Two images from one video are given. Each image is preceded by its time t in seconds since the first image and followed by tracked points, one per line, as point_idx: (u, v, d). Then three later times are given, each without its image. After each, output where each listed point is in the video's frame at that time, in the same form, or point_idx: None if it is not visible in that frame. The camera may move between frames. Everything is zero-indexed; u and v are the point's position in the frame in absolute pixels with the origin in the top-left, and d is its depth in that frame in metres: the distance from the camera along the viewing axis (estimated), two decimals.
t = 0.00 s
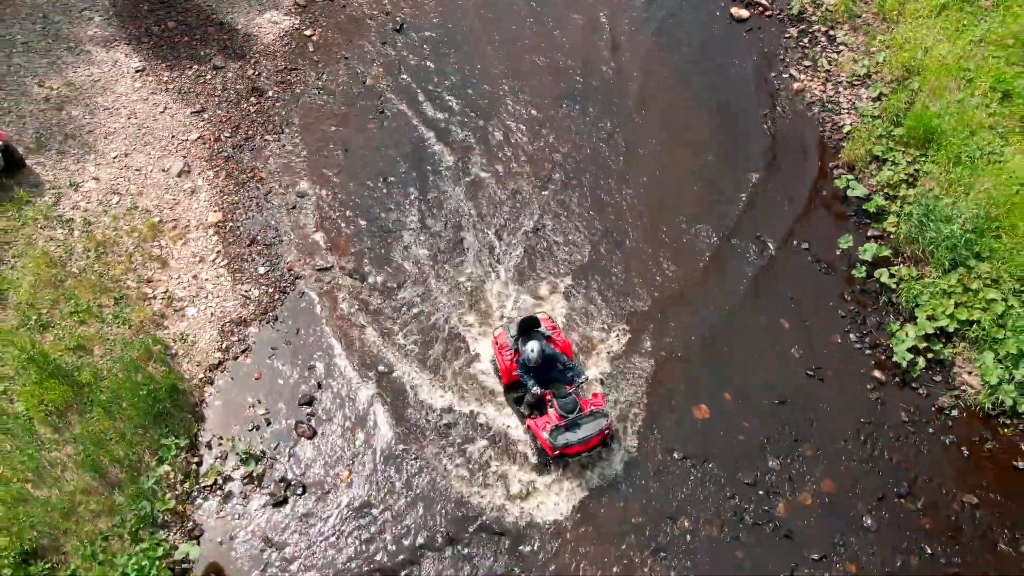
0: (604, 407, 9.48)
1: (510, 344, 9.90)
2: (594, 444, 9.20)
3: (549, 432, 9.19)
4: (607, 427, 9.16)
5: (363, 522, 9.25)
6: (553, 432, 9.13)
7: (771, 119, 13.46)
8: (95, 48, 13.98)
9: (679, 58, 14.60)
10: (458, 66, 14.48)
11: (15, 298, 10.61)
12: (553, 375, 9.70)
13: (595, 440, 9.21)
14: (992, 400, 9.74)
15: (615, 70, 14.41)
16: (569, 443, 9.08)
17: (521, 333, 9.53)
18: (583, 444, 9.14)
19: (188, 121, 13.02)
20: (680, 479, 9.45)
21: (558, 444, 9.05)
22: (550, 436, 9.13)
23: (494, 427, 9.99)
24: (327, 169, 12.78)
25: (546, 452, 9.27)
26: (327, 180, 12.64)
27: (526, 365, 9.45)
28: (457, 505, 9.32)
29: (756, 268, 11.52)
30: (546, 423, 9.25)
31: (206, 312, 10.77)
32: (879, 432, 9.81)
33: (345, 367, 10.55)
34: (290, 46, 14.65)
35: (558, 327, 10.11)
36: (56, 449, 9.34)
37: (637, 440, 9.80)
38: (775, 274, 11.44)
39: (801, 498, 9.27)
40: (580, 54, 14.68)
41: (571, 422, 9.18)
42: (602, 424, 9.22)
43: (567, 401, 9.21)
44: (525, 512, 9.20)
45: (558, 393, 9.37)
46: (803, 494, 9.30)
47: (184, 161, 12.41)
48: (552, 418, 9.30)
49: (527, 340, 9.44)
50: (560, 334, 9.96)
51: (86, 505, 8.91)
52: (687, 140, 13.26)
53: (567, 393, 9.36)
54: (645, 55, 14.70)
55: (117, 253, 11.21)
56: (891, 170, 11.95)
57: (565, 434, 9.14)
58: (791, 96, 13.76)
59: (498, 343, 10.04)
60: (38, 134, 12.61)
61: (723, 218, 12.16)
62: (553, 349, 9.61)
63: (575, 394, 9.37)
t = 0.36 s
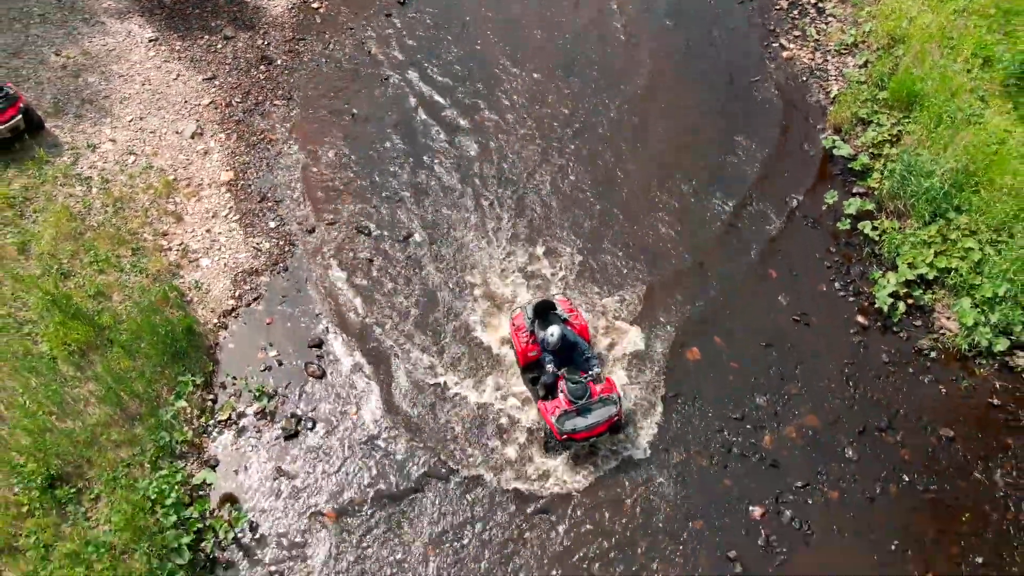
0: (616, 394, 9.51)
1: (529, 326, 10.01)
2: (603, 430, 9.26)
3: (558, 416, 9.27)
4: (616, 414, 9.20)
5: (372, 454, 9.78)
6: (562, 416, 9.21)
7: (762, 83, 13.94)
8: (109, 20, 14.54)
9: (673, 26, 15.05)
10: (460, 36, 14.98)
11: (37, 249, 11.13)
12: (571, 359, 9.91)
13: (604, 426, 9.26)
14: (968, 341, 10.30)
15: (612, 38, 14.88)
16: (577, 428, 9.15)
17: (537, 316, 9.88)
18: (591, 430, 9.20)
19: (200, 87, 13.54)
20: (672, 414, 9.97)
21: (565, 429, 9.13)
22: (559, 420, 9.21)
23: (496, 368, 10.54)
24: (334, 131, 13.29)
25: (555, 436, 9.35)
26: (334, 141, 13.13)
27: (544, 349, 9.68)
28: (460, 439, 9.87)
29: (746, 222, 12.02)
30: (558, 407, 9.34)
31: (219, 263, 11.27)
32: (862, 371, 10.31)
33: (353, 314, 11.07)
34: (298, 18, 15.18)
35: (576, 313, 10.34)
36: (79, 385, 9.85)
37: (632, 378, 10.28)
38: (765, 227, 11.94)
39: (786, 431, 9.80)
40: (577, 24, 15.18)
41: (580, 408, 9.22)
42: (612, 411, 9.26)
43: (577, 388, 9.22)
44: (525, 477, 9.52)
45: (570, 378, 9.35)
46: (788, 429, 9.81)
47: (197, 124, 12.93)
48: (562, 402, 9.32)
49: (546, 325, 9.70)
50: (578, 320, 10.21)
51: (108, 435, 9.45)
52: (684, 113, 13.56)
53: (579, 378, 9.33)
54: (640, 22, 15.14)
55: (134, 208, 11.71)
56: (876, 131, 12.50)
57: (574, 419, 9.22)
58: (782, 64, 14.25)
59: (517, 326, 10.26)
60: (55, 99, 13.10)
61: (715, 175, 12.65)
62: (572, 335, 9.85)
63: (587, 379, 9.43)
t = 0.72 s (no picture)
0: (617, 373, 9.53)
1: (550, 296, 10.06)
2: (594, 403, 9.30)
3: (555, 379, 9.39)
4: (611, 389, 9.21)
5: (380, 387, 10.37)
6: (557, 379, 9.32)
7: (752, 49, 14.63)
8: None
9: None
10: (462, 5, 15.57)
11: (60, 199, 11.67)
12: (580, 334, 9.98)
13: (597, 399, 9.30)
14: (945, 282, 10.90)
15: (609, 9, 15.52)
16: (570, 393, 9.23)
17: (560, 288, 9.81)
18: (583, 399, 9.26)
19: (212, 52, 14.12)
20: (664, 348, 10.54)
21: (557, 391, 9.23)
22: (554, 382, 9.33)
23: (497, 309, 11.10)
24: (342, 93, 13.85)
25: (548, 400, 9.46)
26: (342, 102, 13.69)
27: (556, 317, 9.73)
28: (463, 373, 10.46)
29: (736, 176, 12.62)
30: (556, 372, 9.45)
31: (233, 212, 11.85)
32: (844, 310, 10.88)
33: (361, 260, 11.65)
34: None
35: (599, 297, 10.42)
36: (103, 321, 10.40)
37: (626, 316, 10.86)
38: (754, 181, 12.54)
39: (772, 364, 10.38)
40: None
41: (579, 376, 9.31)
42: (607, 385, 9.28)
43: (579, 356, 9.33)
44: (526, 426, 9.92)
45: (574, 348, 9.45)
46: (774, 361, 10.40)
47: (210, 86, 13.51)
48: (563, 366, 9.43)
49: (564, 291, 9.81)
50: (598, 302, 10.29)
51: (131, 366, 10.01)
52: (677, 78, 14.22)
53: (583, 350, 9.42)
54: None
55: (152, 162, 12.27)
56: (860, 91, 13.18)
57: (568, 384, 9.31)
58: (772, 31, 14.98)
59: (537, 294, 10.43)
60: (74, 63, 13.67)
61: (707, 134, 13.27)
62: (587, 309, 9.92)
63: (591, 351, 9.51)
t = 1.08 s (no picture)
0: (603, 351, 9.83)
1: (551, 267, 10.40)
2: (575, 377, 9.61)
3: (541, 348, 9.73)
4: (592, 366, 9.51)
5: (390, 320, 11.01)
6: (542, 349, 9.66)
7: (743, 15, 15.33)
8: None
9: None
10: None
11: (83, 150, 12.27)
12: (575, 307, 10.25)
13: (579, 374, 9.61)
14: (923, 225, 11.47)
15: None
16: (552, 364, 9.56)
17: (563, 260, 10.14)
18: (564, 372, 9.59)
19: (225, 17, 14.76)
20: (657, 285, 11.19)
21: (540, 360, 9.58)
22: (539, 351, 9.67)
23: (499, 251, 11.73)
24: (350, 54, 14.47)
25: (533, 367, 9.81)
26: (351, 63, 14.32)
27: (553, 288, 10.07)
28: (467, 308, 11.10)
29: (727, 131, 13.24)
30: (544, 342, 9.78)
31: (248, 163, 12.47)
32: (827, 250, 11.48)
33: (369, 206, 12.27)
34: None
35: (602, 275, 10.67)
36: (126, 260, 11.00)
37: (621, 258, 11.51)
38: (744, 135, 13.16)
39: (759, 300, 11.01)
40: None
41: (563, 349, 9.64)
42: (590, 361, 9.58)
43: (568, 330, 9.67)
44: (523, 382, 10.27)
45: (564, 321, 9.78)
46: (761, 298, 11.02)
47: (224, 48, 14.12)
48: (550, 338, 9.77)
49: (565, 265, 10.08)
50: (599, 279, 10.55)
51: (153, 299, 10.59)
52: (672, 40, 14.86)
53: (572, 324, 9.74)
54: None
55: (169, 117, 12.87)
56: (845, 51, 13.81)
57: (553, 356, 9.64)
58: None
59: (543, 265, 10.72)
60: (93, 27, 14.28)
61: (699, 92, 13.88)
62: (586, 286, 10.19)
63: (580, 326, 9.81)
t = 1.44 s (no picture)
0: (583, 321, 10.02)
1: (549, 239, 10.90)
2: (550, 341, 9.80)
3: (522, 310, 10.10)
4: (565, 332, 9.67)
5: (399, 259, 11.67)
6: (522, 310, 10.00)
7: None
8: None
9: None
10: None
11: (106, 103, 12.89)
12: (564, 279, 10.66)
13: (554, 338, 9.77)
14: (905, 172, 12.10)
15: None
16: (528, 324, 9.86)
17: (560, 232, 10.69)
18: (539, 334, 9.81)
19: None
20: (652, 229, 11.93)
21: (518, 319, 9.92)
22: (519, 311, 10.02)
23: (502, 197, 12.40)
24: (358, 18, 15.17)
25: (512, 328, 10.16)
26: (360, 26, 15.03)
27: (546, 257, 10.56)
28: (472, 249, 11.76)
29: (719, 88, 13.90)
30: (526, 304, 10.14)
31: (263, 116, 13.12)
32: (813, 195, 12.17)
33: (379, 156, 12.90)
34: None
35: (597, 253, 10.98)
36: (150, 202, 11.62)
37: (618, 205, 12.26)
38: (736, 92, 13.83)
39: (748, 240, 11.72)
40: None
41: (542, 312, 10.00)
42: (566, 326, 9.78)
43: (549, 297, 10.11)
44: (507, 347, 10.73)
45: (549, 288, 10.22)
46: (750, 238, 11.74)
47: (239, 12, 14.83)
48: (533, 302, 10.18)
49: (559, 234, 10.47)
50: (592, 255, 10.88)
51: (176, 237, 11.22)
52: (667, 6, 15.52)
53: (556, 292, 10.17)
54: None
55: (187, 74, 13.51)
56: (832, 13, 14.60)
57: (531, 317, 9.96)
58: None
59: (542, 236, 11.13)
60: None
61: (693, 53, 14.54)
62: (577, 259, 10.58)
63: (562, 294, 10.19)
